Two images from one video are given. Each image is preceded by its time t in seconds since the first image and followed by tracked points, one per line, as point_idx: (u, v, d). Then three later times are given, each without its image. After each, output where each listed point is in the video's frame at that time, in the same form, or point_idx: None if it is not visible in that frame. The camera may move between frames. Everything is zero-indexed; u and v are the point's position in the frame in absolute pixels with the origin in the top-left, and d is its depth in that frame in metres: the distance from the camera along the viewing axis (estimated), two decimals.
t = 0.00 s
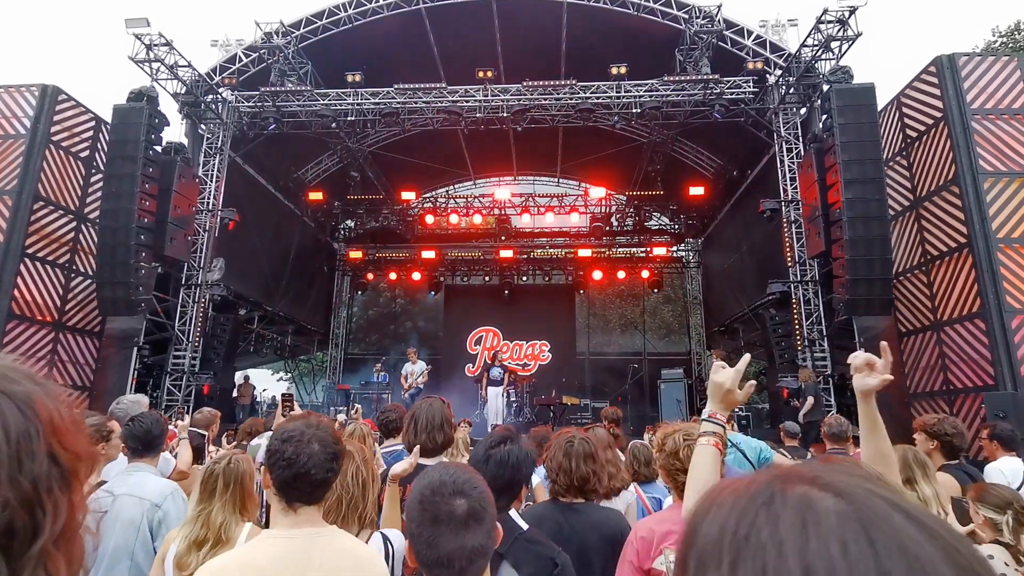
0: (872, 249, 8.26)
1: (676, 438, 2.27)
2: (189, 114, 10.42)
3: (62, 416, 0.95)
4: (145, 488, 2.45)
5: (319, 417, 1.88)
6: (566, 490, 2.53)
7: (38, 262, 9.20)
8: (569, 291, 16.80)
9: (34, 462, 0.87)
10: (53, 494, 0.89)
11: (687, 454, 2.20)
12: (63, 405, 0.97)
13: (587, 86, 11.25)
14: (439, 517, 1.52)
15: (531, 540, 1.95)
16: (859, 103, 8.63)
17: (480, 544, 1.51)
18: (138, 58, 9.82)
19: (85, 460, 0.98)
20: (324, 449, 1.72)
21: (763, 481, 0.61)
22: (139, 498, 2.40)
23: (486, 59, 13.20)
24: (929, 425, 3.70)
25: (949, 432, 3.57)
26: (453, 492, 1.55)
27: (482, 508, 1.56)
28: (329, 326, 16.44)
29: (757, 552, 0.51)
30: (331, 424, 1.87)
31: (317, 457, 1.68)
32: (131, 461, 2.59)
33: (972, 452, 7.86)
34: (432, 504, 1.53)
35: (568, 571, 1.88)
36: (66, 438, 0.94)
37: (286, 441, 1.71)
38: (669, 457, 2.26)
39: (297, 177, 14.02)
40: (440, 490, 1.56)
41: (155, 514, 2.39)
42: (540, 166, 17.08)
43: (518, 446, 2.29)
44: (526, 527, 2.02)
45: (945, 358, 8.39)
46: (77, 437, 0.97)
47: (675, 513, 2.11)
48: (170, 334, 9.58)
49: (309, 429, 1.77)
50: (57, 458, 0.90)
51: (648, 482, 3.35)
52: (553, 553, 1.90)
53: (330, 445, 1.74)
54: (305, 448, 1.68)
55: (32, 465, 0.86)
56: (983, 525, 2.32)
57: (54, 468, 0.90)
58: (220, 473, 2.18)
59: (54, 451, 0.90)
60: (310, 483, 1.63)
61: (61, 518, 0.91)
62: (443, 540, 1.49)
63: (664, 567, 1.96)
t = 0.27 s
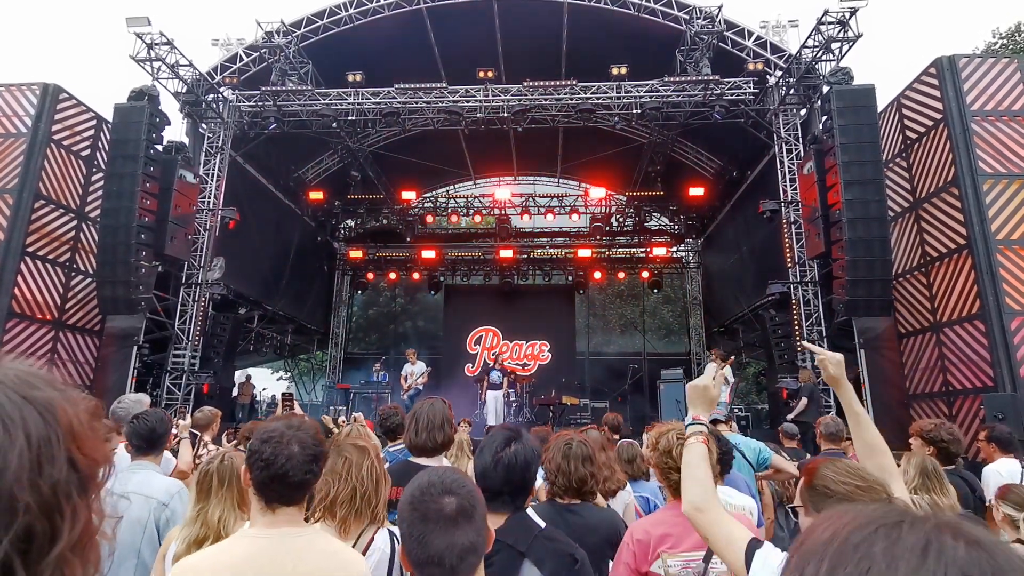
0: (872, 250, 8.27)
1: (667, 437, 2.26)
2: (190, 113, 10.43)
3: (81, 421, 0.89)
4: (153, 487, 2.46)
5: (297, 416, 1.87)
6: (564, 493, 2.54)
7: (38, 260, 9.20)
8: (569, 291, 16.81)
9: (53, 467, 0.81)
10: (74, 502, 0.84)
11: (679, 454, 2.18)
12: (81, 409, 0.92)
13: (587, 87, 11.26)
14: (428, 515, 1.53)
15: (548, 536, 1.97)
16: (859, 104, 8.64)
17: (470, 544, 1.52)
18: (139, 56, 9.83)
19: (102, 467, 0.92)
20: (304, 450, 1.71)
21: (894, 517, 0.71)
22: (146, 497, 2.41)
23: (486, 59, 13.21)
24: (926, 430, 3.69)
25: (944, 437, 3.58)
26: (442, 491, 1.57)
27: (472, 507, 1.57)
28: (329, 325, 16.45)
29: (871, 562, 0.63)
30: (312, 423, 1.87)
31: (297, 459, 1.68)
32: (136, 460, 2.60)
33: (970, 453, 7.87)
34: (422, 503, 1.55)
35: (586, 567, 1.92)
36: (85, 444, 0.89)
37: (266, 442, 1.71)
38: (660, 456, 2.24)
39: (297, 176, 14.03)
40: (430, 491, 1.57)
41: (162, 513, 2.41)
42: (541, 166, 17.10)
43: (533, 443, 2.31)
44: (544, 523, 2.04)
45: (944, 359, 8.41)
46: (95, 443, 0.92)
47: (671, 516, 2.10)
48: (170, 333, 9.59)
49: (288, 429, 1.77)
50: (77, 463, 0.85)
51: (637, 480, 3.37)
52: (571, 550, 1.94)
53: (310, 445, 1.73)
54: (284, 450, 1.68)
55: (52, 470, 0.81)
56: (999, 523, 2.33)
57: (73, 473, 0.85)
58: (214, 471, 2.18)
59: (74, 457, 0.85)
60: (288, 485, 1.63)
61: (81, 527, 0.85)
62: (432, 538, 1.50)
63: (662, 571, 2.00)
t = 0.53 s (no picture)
0: (872, 251, 8.27)
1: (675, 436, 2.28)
2: (190, 113, 10.44)
3: (78, 419, 0.89)
4: (153, 488, 2.47)
5: (275, 413, 1.87)
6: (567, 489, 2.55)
7: (38, 260, 9.20)
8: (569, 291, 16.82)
9: (50, 460, 0.82)
10: (69, 496, 0.84)
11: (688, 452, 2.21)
12: (79, 405, 0.92)
13: (587, 87, 11.27)
14: (437, 511, 1.53)
15: (578, 533, 1.98)
16: (859, 104, 8.65)
17: (477, 543, 1.51)
18: (139, 56, 9.83)
19: (99, 463, 0.92)
20: (280, 448, 1.71)
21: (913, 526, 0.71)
22: (147, 498, 2.42)
23: (487, 59, 13.22)
24: (928, 428, 3.70)
25: (946, 434, 3.57)
26: (453, 489, 1.58)
27: (481, 507, 1.57)
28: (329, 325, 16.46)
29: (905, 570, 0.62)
30: (293, 421, 1.87)
31: (272, 457, 1.68)
32: (136, 460, 2.61)
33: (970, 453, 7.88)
34: (432, 499, 1.56)
35: (615, 565, 1.94)
36: (83, 440, 0.89)
37: (243, 439, 1.73)
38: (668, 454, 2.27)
39: (297, 176, 14.03)
40: (441, 487, 1.59)
41: (163, 514, 2.41)
42: (540, 166, 17.11)
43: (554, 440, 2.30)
44: (571, 522, 2.04)
45: (944, 360, 8.41)
46: (94, 439, 0.92)
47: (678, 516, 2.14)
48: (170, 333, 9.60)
49: (266, 427, 1.77)
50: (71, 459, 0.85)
51: (637, 479, 3.32)
52: (599, 545, 1.96)
53: (287, 443, 1.73)
54: (259, 445, 1.69)
55: (47, 464, 0.81)
56: (1019, 520, 2.43)
57: (70, 468, 0.85)
58: (212, 473, 2.20)
59: (71, 451, 0.86)
60: (263, 482, 1.63)
61: (75, 522, 0.85)
62: (438, 534, 1.51)
63: (676, 569, 1.98)
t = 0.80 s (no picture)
0: (872, 252, 8.28)
1: (707, 437, 2.28)
2: (191, 111, 10.43)
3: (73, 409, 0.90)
4: (150, 484, 2.47)
5: (255, 408, 1.90)
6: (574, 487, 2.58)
7: (39, 257, 9.20)
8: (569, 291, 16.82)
9: (45, 449, 0.83)
10: (63, 485, 0.85)
11: (719, 454, 2.20)
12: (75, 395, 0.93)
13: (588, 87, 11.27)
14: (452, 517, 1.54)
15: (598, 533, 1.99)
16: (860, 105, 8.65)
17: (491, 551, 1.52)
18: (140, 54, 9.83)
19: (95, 454, 0.93)
20: (259, 442, 1.73)
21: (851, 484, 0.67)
22: (143, 495, 2.42)
23: (488, 59, 13.22)
24: (928, 430, 3.71)
25: (942, 438, 3.60)
26: (469, 495, 1.58)
27: (496, 515, 1.57)
28: (329, 324, 16.46)
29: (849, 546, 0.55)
30: (273, 416, 1.90)
31: (249, 451, 1.70)
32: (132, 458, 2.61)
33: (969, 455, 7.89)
34: (447, 504, 1.56)
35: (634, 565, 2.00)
36: (77, 430, 0.90)
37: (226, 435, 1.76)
38: (697, 454, 2.26)
39: (298, 175, 14.04)
40: (458, 492, 1.59)
41: (160, 511, 2.41)
42: (541, 166, 17.11)
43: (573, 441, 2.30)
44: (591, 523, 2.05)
45: (944, 361, 8.42)
46: (88, 431, 0.93)
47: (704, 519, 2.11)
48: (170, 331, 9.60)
49: (248, 423, 1.80)
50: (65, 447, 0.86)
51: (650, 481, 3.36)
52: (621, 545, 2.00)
53: (267, 437, 1.76)
54: (239, 438, 1.73)
55: (43, 453, 0.82)
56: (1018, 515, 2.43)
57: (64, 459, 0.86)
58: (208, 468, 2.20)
59: (65, 441, 0.86)
60: (242, 476, 1.66)
61: (66, 510, 0.86)
62: (452, 540, 1.51)
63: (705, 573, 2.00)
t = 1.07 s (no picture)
0: (872, 253, 8.29)
1: (726, 436, 2.29)
2: (191, 110, 10.44)
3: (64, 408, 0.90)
4: (149, 483, 2.47)
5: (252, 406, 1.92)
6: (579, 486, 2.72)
7: (39, 256, 9.20)
8: (568, 291, 16.83)
9: (41, 447, 0.84)
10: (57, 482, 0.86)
11: (737, 453, 2.21)
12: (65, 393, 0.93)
13: (588, 87, 11.27)
14: (457, 508, 1.55)
15: (591, 534, 2.01)
16: (860, 106, 8.66)
17: (496, 545, 1.53)
18: (141, 54, 9.85)
19: (92, 449, 0.94)
20: (249, 438, 1.74)
21: (808, 498, 0.65)
22: (143, 493, 2.43)
23: (488, 59, 13.23)
24: (925, 430, 3.73)
25: (938, 442, 3.61)
26: (475, 487, 1.59)
27: (502, 508, 1.58)
28: (329, 323, 16.47)
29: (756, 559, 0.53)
30: (269, 414, 1.91)
31: (237, 447, 1.72)
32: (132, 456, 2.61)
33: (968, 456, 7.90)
34: (454, 496, 1.57)
35: (625, 566, 2.00)
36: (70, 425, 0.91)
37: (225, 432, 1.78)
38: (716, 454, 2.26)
39: (298, 174, 14.05)
40: (464, 485, 1.60)
41: (160, 509, 2.41)
42: (541, 166, 17.13)
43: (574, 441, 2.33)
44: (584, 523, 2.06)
45: (943, 362, 8.43)
46: (83, 427, 0.94)
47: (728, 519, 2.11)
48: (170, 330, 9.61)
49: (243, 420, 1.82)
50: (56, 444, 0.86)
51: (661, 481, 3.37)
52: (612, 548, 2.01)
53: (256, 434, 1.76)
54: (230, 435, 1.76)
55: (39, 451, 0.83)
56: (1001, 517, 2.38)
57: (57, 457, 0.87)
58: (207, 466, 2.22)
59: (61, 440, 0.87)
60: (232, 475, 1.69)
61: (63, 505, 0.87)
62: (457, 532, 1.52)
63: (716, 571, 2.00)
